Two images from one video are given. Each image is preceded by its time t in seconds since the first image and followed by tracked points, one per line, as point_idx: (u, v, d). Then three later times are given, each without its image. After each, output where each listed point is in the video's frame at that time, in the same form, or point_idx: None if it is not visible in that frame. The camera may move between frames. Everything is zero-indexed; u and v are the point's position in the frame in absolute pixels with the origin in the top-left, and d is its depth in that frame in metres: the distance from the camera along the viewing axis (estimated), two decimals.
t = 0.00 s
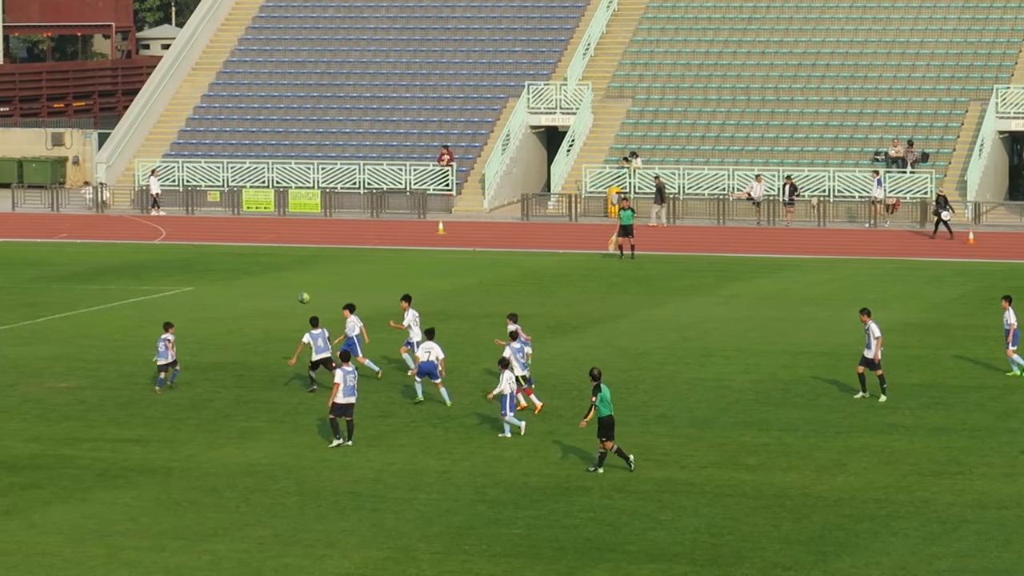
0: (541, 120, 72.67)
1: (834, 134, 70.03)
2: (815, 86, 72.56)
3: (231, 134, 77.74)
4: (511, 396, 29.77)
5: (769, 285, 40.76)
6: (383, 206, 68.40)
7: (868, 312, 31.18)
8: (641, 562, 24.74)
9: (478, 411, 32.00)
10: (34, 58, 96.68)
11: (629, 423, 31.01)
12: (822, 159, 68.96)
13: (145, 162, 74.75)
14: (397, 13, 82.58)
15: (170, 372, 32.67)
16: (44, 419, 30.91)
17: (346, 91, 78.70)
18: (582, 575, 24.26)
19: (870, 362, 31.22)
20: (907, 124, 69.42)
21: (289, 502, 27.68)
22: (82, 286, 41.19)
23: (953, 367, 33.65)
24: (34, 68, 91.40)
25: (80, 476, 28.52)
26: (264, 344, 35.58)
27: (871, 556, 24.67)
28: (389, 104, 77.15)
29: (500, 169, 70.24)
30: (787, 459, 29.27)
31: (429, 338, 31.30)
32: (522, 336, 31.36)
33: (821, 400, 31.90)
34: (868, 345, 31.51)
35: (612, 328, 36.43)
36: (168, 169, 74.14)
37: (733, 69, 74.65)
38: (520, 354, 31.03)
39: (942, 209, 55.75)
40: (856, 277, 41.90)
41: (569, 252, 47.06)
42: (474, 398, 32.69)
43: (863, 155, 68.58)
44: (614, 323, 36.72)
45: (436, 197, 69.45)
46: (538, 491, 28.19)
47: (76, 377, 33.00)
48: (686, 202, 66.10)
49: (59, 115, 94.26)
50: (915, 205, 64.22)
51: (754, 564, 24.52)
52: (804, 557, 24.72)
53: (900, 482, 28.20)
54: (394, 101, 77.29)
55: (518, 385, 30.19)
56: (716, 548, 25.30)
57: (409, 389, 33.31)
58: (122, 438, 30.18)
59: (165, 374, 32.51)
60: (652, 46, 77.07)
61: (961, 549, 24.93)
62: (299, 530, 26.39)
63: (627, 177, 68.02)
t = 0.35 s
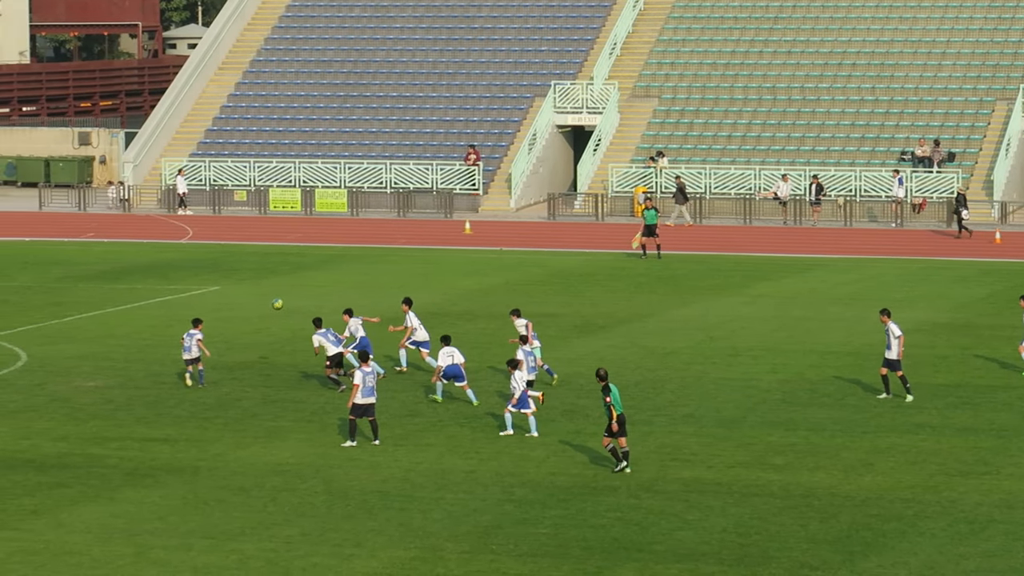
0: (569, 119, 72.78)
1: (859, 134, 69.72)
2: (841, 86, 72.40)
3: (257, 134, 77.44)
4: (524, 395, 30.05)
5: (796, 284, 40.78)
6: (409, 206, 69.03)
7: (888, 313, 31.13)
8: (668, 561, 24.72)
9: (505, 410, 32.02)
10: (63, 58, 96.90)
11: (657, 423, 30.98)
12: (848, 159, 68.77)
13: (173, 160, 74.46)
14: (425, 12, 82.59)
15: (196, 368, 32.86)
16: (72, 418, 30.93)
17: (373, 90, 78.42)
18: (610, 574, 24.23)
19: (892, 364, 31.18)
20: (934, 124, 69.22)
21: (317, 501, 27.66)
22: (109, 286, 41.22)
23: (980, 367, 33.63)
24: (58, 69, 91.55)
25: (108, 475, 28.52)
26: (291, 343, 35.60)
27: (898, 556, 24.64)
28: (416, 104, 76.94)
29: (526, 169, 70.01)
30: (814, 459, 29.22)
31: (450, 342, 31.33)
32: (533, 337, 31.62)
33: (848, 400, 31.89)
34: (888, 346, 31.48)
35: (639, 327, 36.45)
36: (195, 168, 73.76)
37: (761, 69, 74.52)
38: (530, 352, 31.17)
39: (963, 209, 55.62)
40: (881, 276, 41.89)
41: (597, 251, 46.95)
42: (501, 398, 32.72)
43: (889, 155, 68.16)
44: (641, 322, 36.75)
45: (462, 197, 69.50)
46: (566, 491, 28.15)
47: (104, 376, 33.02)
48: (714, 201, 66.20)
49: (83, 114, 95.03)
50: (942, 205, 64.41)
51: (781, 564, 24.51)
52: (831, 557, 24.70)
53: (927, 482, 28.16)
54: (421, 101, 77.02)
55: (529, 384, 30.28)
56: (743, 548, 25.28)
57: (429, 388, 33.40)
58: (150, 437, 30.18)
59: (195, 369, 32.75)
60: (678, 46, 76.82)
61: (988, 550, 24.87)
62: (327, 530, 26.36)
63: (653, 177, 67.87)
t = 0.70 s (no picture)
0: (621, 118, 70.81)
1: (913, 134, 67.32)
2: (896, 86, 69.75)
3: (312, 134, 75.83)
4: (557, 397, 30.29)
5: (848, 284, 40.77)
6: (462, 206, 67.17)
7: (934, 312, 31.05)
8: (723, 561, 24.65)
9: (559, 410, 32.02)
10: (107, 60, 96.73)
11: (711, 423, 30.95)
12: (902, 159, 66.35)
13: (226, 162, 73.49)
14: (478, 12, 80.54)
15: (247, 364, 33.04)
16: (127, 418, 31.00)
17: (426, 90, 76.37)
18: (665, 574, 24.14)
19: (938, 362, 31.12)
20: (987, 124, 66.99)
21: (371, 500, 27.63)
22: (162, 287, 41.37)
23: None
24: (114, 67, 90.39)
25: (162, 474, 28.55)
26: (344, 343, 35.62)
27: (953, 556, 24.55)
28: (469, 104, 74.78)
29: (579, 169, 68.00)
30: (868, 459, 29.12)
31: (482, 338, 31.49)
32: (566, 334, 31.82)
33: (902, 400, 31.85)
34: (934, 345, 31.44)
35: (692, 327, 36.48)
36: (249, 168, 72.76)
37: (812, 69, 71.90)
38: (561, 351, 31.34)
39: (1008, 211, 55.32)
40: (931, 277, 41.71)
41: (648, 251, 47.01)
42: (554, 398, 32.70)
43: (942, 155, 65.99)
44: (695, 322, 36.79)
45: (515, 196, 67.80)
46: (620, 490, 28.07)
47: (158, 376, 33.10)
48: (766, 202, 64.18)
49: (138, 114, 94.11)
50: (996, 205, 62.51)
51: (836, 564, 24.43)
52: (886, 557, 24.61)
53: (982, 482, 28.04)
54: (475, 101, 74.86)
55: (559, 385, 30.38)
56: (798, 547, 25.19)
57: (466, 388, 33.47)
58: (205, 437, 30.20)
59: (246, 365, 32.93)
60: (731, 45, 74.15)
61: None
62: (382, 529, 26.33)
63: (707, 176, 65.92)
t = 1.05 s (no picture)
0: (700, 119, 69.46)
1: (992, 134, 66.14)
2: (975, 86, 68.88)
3: (388, 134, 75.48)
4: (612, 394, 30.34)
5: (926, 284, 40.73)
6: (541, 206, 66.66)
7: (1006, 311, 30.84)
8: (802, 562, 24.43)
9: (639, 409, 32.03)
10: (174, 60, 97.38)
11: (790, 423, 30.91)
12: (980, 160, 64.92)
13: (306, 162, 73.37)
14: (554, 13, 79.94)
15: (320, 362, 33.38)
16: (207, 417, 31.15)
17: (503, 90, 75.97)
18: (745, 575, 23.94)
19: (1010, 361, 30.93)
20: None
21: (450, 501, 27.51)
22: (241, 286, 41.78)
23: None
24: (192, 68, 90.80)
25: (242, 474, 28.55)
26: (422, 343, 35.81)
27: None
28: (545, 104, 74.32)
29: (657, 169, 67.30)
30: (948, 461, 28.88)
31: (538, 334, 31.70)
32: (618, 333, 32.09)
33: (981, 402, 31.72)
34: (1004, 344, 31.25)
35: (772, 327, 36.58)
36: (326, 168, 72.35)
37: (891, 69, 70.77)
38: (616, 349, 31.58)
39: None
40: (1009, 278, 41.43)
41: (723, 251, 47.24)
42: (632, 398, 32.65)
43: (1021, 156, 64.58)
44: (775, 322, 36.87)
45: (593, 197, 66.70)
46: (699, 491, 27.88)
47: (238, 375, 33.32)
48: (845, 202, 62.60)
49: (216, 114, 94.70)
50: None
51: (915, 565, 24.17)
52: (966, 559, 24.33)
53: None
54: (551, 101, 74.39)
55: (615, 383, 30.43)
56: (877, 548, 24.95)
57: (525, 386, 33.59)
58: (284, 437, 30.26)
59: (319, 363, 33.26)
60: (808, 46, 72.98)
61: None
62: (461, 530, 26.16)
63: (785, 177, 64.35)
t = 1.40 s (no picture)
0: (804, 120, 69.16)
1: None
2: None
3: (493, 135, 75.53)
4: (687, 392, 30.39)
5: None
6: (645, 207, 67.00)
7: None
8: (908, 564, 23.83)
9: (740, 411, 31.89)
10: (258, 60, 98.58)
11: (895, 425, 30.74)
12: None
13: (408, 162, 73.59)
14: (658, 14, 79.36)
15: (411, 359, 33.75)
16: (313, 417, 31.28)
17: (608, 91, 75.88)
18: None
19: None
20: None
21: (554, 501, 27.07)
22: (347, 287, 42.44)
23: None
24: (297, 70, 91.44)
25: (346, 473, 28.38)
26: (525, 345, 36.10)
27: None
28: (651, 105, 74.18)
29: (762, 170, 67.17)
30: None
31: (614, 333, 31.78)
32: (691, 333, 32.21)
33: None
34: None
35: (877, 328, 36.62)
36: (431, 168, 72.61)
37: (997, 70, 70.30)
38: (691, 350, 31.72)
39: None
40: None
41: (820, 252, 47.65)
42: (731, 400, 32.48)
43: None
44: (879, 324, 36.89)
45: (698, 197, 67.15)
46: (804, 492, 27.40)
47: (344, 376, 33.63)
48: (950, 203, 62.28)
49: (323, 115, 94.65)
50: None
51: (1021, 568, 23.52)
52: None
53: None
54: (657, 101, 74.26)
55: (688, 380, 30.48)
56: (982, 551, 24.33)
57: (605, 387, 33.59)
58: (388, 437, 30.25)
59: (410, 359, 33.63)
60: (914, 46, 72.74)
61: None
62: (565, 530, 25.63)
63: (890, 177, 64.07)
